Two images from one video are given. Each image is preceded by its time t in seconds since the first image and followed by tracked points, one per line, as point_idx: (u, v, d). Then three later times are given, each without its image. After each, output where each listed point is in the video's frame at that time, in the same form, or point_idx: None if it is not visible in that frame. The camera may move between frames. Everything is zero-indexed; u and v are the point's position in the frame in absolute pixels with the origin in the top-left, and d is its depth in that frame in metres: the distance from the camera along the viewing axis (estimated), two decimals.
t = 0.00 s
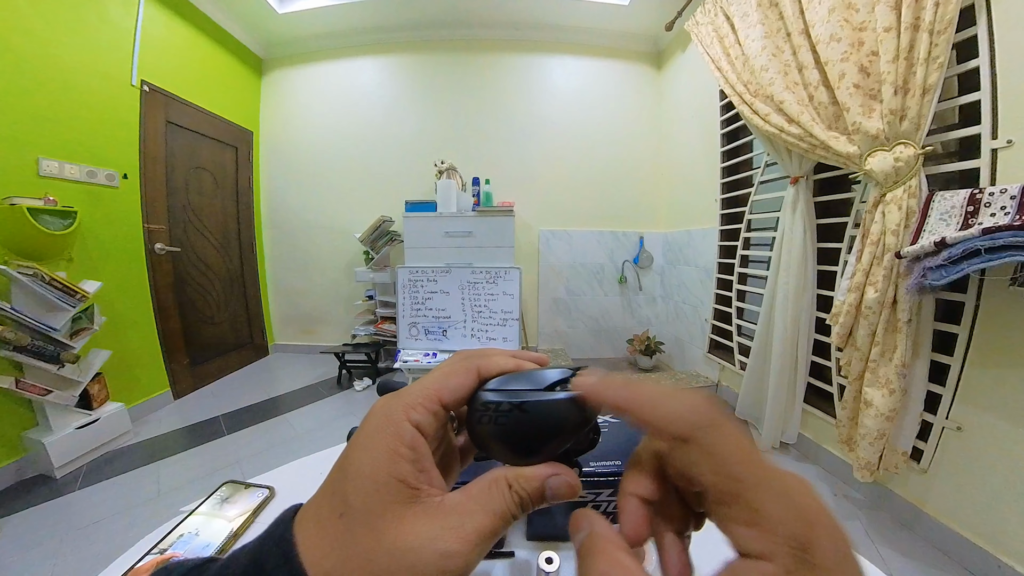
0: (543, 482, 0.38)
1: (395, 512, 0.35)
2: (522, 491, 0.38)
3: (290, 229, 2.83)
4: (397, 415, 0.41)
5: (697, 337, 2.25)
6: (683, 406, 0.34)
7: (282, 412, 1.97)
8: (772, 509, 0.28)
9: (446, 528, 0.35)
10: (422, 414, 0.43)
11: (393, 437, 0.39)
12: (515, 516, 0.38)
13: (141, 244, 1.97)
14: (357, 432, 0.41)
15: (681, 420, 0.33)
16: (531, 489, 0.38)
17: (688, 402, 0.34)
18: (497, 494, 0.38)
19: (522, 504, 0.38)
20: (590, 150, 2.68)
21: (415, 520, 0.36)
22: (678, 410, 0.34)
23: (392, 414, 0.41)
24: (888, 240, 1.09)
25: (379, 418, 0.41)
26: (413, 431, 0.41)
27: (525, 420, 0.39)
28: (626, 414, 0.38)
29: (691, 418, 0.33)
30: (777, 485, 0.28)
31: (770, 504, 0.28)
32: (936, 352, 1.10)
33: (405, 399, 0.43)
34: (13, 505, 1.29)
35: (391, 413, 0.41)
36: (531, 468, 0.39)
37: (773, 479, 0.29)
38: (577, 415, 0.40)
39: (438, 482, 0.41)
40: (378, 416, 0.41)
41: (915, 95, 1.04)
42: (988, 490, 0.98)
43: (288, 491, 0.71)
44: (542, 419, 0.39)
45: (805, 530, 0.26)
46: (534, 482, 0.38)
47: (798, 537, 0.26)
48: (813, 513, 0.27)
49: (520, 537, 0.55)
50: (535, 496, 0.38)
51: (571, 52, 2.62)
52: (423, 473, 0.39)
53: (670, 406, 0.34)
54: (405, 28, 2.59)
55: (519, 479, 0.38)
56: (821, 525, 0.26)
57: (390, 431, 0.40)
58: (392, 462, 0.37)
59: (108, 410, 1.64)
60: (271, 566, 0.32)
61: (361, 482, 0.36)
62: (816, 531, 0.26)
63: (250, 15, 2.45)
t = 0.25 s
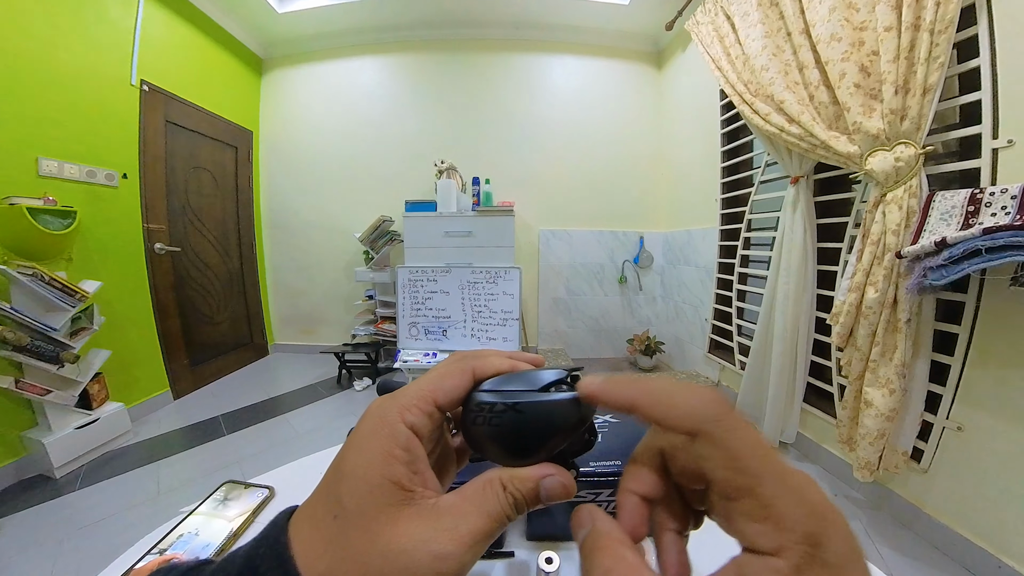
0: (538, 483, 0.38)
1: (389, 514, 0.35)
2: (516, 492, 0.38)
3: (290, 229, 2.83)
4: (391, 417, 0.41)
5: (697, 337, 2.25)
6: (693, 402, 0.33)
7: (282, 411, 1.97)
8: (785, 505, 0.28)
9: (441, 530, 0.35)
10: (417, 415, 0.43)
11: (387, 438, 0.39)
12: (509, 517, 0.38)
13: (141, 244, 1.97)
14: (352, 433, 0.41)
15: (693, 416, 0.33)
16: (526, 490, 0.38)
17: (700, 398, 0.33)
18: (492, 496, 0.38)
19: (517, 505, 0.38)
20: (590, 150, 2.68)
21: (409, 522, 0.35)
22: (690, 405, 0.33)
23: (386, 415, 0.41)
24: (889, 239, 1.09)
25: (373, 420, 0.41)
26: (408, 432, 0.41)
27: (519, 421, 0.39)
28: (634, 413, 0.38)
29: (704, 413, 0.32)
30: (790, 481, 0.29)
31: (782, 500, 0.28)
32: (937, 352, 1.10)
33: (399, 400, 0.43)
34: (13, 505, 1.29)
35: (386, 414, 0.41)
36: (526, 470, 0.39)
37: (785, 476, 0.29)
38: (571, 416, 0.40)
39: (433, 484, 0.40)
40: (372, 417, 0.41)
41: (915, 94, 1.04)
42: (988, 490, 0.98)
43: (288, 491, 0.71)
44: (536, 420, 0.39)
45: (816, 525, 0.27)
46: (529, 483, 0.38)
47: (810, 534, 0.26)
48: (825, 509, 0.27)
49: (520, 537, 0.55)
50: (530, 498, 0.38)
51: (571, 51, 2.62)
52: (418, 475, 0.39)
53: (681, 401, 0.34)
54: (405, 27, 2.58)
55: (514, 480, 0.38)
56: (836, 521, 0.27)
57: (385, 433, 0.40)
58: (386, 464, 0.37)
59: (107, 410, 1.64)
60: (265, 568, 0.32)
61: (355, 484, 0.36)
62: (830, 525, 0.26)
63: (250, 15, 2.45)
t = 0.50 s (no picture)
0: (537, 489, 0.38)
1: (387, 523, 0.35)
2: (516, 499, 0.38)
3: (290, 229, 2.83)
4: (389, 424, 0.41)
5: (698, 337, 2.25)
6: (707, 407, 0.35)
7: (282, 411, 1.97)
8: (796, 517, 0.30)
9: (440, 539, 0.35)
10: (415, 422, 0.42)
11: (384, 446, 0.39)
12: (509, 524, 0.38)
13: (140, 244, 1.96)
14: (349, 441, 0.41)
15: (706, 421, 0.34)
16: (525, 497, 0.38)
17: (714, 403, 0.34)
18: (491, 503, 0.38)
19: (517, 512, 0.38)
20: (589, 150, 2.68)
21: (407, 531, 0.35)
22: (704, 410, 0.35)
23: (383, 423, 0.41)
24: (889, 239, 1.09)
25: (371, 428, 0.41)
26: (406, 439, 0.41)
27: (518, 427, 0.39)
28: (641, 413, 0.39)
29: (718, 418, 0.34)
30: (801, 495, 0.31)
31: (792, 511, 0.30)
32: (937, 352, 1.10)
33: (397, 406, 0.42)
34: (13, 505, 1.29)
35: (384, 421, 0.41)
36: (525, 477, 0.39)
37: (797, 489, 0.31)
38: (571, 422, 0.39)
39: (432, 491, 0.40)
40: (370, 425, 0.41)
41: (916, 94, 1.04)
42: (989, 490, 0.98)
43: (287, 491, 0.70)
44: (535, 426, 0.39)
45: (826, 539, 0.29)
46: (528, 490, 0.38)
47: (818, 547, 0.29)
48: (833, 523, 0.30)
49: (521, 538, 0.55)
50: (529, 505, 0.38)
51: (571, 51, 2.61)
52: (416, 482, 0.39)
53: (691, 406, 0.35)
54: (405, 26, 2.58)
55: (513, 487, 0.38)
56: (841, 534, 0.29)
57: (382, 440, 0.39)
58: (384, 473, 0.37)
59: (107, 410, 1.64)
60: None
61: (353, 493, 0.36)
62: (837, 540, 0.29)
63: (250, 14, 2.44)
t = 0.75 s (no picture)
0: (533, 497, 0.38)
1: (382, 530, 0.35)
2: (511, 507, 0.38)
3: (290, 229, 2.82)
4: (384, 430, 0.40)
5: (698, 336, 2.25)
6: (683, 421, 0.35)
7: (282, 411, 1.97)
8: (774, 525, 0.30)
9: (434, 546, 0.35)
10: (411, 427, 0.42)
11: (380, 453, 0.39)
12: (505, 532, 0.38)
13: (139, 244, 1.96)
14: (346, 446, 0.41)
15: (683, 435, 0.34)
16: (521, 504, 0.38)
17: (689, 417, 0.35)
18: (486, 510, 0.38)
19: (513, 520, 0.37)
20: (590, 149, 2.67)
21: (402, 538, 0.35)
22: (680, 424, 0.35)
23: (379, 428, 0.41)
24: (890, 239, 1.09)
25: (367, 433, 0.40)
26: (402, 445, 0.40)
27: (515, 433, 0.39)
28: (625, 429, 0.38)
29: (693, 433, 0.34)
30: (778, 502, 0.31)
31: (771, 520, 0.30)
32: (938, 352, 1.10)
33: (394, 412, 0.42)
34: (12, 505, 1.29)
35: (380, 427, 0.41)
36: (521, 483, 0.38)
37: (774, 497, 0.31)
38: (568, 428, 0.39)
39: (428, 497, 0.40)
40: (367, 430, 0.41)
41: (916, 94, 1.04)
42: (989, 490, 0.98)
43: (287, 491, 0.70)
44: (533, 432, 0.39)
45: (804, 544, 0.29)
46: (524, 497, 0.38)
47: (799, 552, 0.29)
48: (811, 526, 0.30)
49: (520, 539, 0.55)
50: (525, 512, 0.37)
51: (571, 51, 2.61)
52: (412, 489, 0.38)
53: (670, 421, 0.35)
54: (405, 26, 2.58)
55: (509, 494, 0.38)
56: (819, 536, 0.30)
57: (377, 447, 0.39)
58: (378, 479, 0.37)
59: (107, 410, 1.63)
60: None
61: (348, 500, 0.36)
62: (815, 543, 0.29)
63: (249, 14, 2.44)
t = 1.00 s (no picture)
0: (528, 494, 0.38)
1: (378, 529, 0.35)
2: (506, 503, 0.38)
3: (290, 228, 2.82)
4: (380, 428, 0.40)
5: (698, 336, 2.25)
6: (676, 421, 0.34)
7: (282, 411, 1.97)
8: (766, 524, 0.30)
9: (431, 544, 0.35)
10: (407, 426, 0.42)
11: (376, 451, 0.38)
12: (500, 528, 0.38)
13: (139, 244, 1.96)
14: (341, 445, 0.40)
15: (676, 436, 0.34)
16: (516, 501, 0.38)
17: (682, 417, 0.34)
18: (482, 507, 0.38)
19: (508, 516, 0.38)
20: (590, 149, 2.67)
21: (398, 537, 0.35)
22: (673, 425, 0.34)
23: (374, 427, 0.40)
24: (890, 239, 1.08)
25: (363, 432, 0.40)
26: (398, 443, 0.40)
27: (510, 431, 0.39)
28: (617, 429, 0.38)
29: (687, 433, 0.34)
30: (772, 502, 0.31)
31: (764, 520, 0.30)
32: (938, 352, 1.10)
33: (389, 410, 0.42)
34: (11, 505, 1.29)
35: (375, 425, 0.40)
36: (517, 480, 0.39)
37: (768, 497, 0.31)
38: (563, 425, 0.40)
39: (424, 495, 0.40)
40: (362, 428, 0.41)
41: (917, 93, 1.04)
42: (989, 490, 0.98)
43: (287, 492, 0.70)
44: (528, 429, 0.39)
45: (798, 543, 0.30)
46: (518, 494, 0.38)
47: (792, 550, 0.30)
48: (804, 523, 0.30)
49: (520, 539, 0.54)
50: (520, 509, 0.38)
51: (571, 50, 2.61)
52: (408, 487, 0.38)
53: (662, 422, 0.35)
54: (405, 25, 2.58)
55: (504, 491, 0.38)
56: (812, 534, 0.30)
57: (373, 445, 0.39)
58: (374, 478, 0.37)
59: (106, 410, 1.63)
60: None
61: (344, 499, 0.36)
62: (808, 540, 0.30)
63: (249, 14, 2.44)
